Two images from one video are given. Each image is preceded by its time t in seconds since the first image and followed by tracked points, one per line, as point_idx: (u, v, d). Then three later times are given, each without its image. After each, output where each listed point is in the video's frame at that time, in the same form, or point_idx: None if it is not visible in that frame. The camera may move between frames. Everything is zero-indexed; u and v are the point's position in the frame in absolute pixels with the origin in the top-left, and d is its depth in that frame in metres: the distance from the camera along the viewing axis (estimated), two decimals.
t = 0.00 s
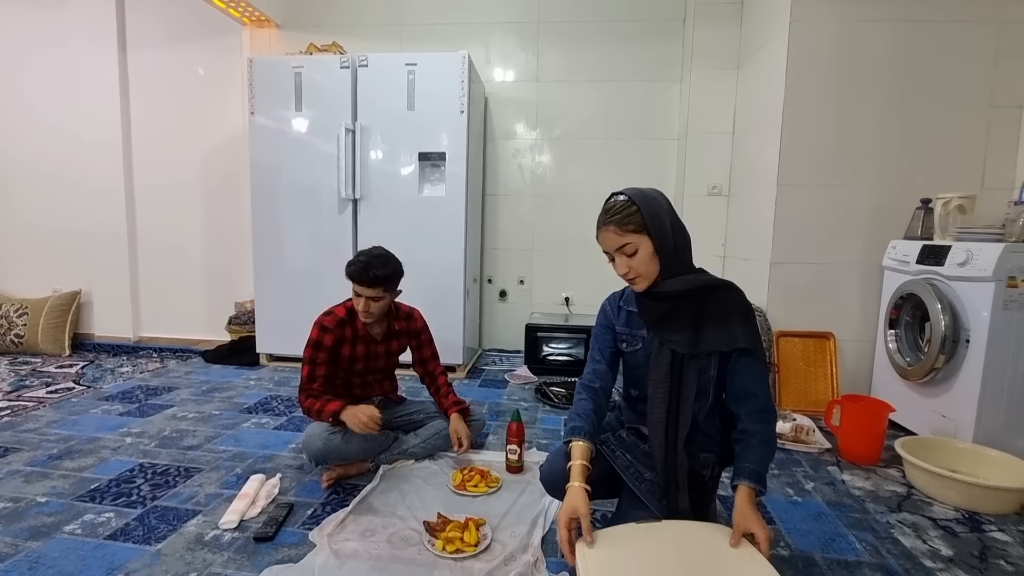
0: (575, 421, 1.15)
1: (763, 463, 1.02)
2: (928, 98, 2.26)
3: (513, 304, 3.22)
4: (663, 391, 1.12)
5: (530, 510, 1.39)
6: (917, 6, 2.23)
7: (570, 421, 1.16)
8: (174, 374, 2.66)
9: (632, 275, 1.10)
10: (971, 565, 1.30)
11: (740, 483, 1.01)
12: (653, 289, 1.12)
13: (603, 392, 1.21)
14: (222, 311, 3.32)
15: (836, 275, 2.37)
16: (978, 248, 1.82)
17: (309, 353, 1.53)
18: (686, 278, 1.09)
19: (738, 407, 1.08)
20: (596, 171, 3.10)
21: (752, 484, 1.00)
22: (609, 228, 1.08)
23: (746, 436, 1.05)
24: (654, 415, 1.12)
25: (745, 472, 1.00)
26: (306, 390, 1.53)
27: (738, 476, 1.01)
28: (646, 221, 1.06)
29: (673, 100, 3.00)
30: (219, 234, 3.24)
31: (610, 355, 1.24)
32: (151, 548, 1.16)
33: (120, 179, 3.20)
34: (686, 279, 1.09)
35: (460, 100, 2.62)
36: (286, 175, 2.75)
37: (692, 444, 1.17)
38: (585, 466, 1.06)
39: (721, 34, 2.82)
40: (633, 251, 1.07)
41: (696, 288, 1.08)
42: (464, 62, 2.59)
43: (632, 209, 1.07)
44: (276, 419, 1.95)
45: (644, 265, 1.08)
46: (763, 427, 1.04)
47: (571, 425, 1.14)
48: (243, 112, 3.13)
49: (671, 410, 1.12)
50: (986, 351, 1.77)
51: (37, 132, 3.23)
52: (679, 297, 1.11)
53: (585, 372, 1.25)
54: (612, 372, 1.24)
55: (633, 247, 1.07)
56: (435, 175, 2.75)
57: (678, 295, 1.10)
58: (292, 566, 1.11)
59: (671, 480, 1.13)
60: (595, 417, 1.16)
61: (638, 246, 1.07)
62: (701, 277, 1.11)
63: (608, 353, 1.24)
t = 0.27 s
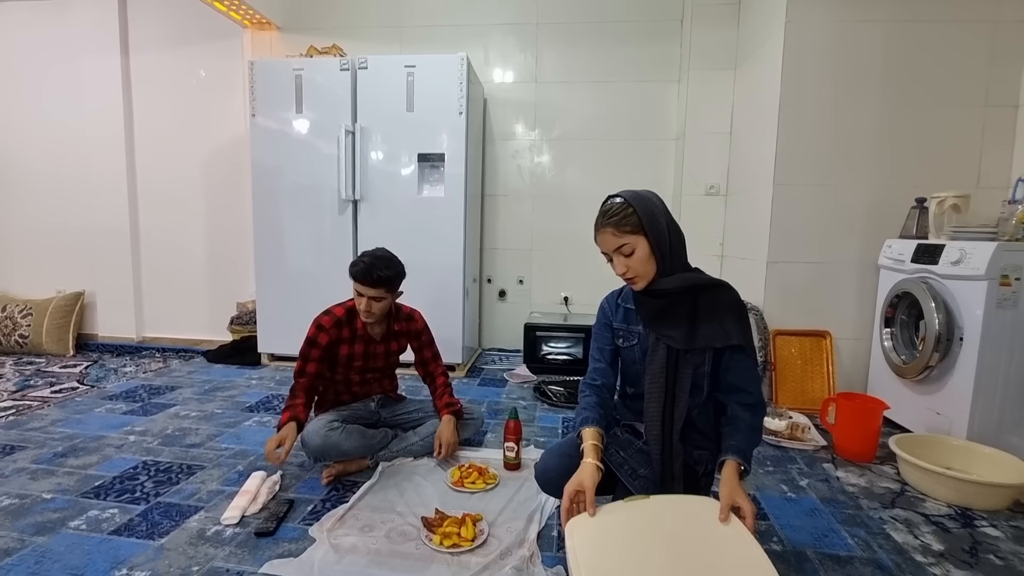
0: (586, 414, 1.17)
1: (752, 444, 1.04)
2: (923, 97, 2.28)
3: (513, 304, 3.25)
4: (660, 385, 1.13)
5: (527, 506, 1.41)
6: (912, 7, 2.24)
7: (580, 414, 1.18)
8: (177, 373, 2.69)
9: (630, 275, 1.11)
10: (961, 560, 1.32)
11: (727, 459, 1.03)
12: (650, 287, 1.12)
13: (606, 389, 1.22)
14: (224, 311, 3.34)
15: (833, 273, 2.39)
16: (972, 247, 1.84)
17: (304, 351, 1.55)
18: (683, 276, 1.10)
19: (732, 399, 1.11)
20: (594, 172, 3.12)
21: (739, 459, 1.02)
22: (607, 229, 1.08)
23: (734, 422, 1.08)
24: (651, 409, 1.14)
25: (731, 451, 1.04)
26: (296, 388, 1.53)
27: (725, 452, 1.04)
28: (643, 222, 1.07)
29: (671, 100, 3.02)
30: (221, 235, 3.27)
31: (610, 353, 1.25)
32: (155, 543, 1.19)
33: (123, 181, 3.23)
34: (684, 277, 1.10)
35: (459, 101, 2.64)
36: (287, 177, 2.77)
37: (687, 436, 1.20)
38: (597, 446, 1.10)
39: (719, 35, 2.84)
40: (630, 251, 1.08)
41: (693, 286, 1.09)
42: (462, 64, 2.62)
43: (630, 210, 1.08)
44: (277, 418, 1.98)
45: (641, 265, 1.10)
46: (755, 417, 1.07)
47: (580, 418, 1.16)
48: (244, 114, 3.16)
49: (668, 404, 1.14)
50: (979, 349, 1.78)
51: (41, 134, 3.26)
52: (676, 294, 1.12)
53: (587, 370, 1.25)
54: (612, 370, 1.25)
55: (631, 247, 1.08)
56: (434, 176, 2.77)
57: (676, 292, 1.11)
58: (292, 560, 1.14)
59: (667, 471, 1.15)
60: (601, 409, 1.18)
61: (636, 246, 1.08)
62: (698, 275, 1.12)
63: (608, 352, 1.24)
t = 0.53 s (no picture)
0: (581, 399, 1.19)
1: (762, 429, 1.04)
2: (920, 95, 2.29)
3: (513, 302, 3.26)
4: (654, 377, 1.14)
5: (524, 501, 1.43)
6: (909, 5, 2.25)
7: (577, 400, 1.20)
8: (179, 372, 2.71)
9: (626, 270, 1.13)
10: (954, 554, 1.33)
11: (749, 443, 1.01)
12: (645, 282, 1.14)
13: (602, 378, 1.24)
14: (226, 311, 3.37)
15: (830, 271, 2.40)
16: (967, 244, 1.85)
17: (305, 348, 1.53)
18: (676, 271, 1.12)
19: (730, 393, 1.12)
20: (594, 171, 3.14)
21: (755, 442, 1.01)
22: (604, 225, 1.10)
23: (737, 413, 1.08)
24: (644, 401, 1.15)
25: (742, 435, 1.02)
26: (298, 384, 1.49)
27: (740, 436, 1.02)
28: (640, 217, 1.09)
29: (670, 99, 3.03)
30: (223, 235, 3.29)
31: (605, 346, 1.27)
32: (157, 536, 1.21)
33: (126, 182, 3.25)
34: (677, 271, 1.12)
35: (459, 101, 2.66)
36: (288, 177, 2.80)
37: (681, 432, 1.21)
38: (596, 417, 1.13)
39: (717, 34, 2.85)
40: (627, 245, 1.10)
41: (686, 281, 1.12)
42: (462, 64, 2.63)
43: (626, 206, 1.09)
44: (278, 415, 2.00)
45: (637, 260, 1.11)
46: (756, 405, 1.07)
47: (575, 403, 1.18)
48: (246, 115, 3.18)
49: (661, 397, 1.15)
50: (975, 345, 1.79)
51: (45, 135, 3.29)
52: (669, 289, 1.14)
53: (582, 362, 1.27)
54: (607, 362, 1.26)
55: (628, 242, 1.10)
56: (433, 176, 2.79)
57: (669, 286, 1.13)
58: (292, 554, 1.16)
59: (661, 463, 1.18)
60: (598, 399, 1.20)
61: (633, 241, 1.10)
62: (690, 270, 1.15)
63: (603, 344, 1.26)
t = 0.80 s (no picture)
0: (575, 405, 1.17)
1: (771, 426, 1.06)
2: (919, 92, 2.29)
3: (514, 300, 3.28)
4: (650, 374, 1.15)
5: (523, 496, 1.44)
6: (908, 3, 2.25)
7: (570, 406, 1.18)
8: (184, 369, 2.74)
9: (625, 268, 1.13)
10: (949, 548, 1.34)
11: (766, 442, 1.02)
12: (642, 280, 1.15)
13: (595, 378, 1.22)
14: (229, 310, 3.40)
15: (830, 269, 2.41)
16: (965, 241, 1.85)
17: (306, 341, 1.56)
18: (673, 269, 1.13)
19: (733, 388, 1.14)
20: (594, 170, 3.15)
21: (773, 441, 1.02)
22: (605, 223, 1.09)
23: (744, 408, 1.10)
24: (641, 397, 1.16)
25: (757, 436, 1.04)
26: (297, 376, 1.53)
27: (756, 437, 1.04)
28: (640, 216, 1.09)
29: (670, 98, 3.04)
30: (226, 234, 3.32)
31: (599, 345, 1.25)
32: (163, 529, 1.23)
33: (130, 182, 3.28)
34: (673, 269, 1.13)
35: (459, 101, 2.68)
36: (290, 177, 2.82)
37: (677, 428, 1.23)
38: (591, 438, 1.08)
39: (717, 32, 2.86)
40: (627, 243, 1.10)
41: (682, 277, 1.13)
42: (462, 64, 2.65)
43: (626, 204, 1.09)
44: (281, 412, 2.02)
45: (636, 258, 1.12)
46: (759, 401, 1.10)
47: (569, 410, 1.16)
48: (248, 116, 3.21)
49: (658, 393, 1.15)
50: (973, 341, 1.80)
51: (51, 136, 3.33)
52: (666, 285, 1.15)
53: (574, 363, 1.25)
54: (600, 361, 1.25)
55: (628, 240, 1.10)
56: (434, 175, 2.81)
57: (666, 284, 1.14)
58: (295, 546, 1.18)
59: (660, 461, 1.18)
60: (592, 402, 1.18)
61: (632, 239, 1.10)
62: (686, 267, 1.16)
63: (597, 342, 1.25)
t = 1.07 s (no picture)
0: (585, 436, 1.07)
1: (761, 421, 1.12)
2: (919, 89, 2.29)
3: (515, 298, 3.30)
4: (653, 377, 1.15)
5: (522, 490, 1.46)
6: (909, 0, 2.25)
7: (579, 437, 1.08)
8: (188, 366, 2.77)
9: (612, 270, 1.12)
10: (946, 543, 1.35)
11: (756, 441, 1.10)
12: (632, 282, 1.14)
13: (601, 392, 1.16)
14: (233, 307, 3.42)
15: (829, 266, 2.41)
16: (964, 238, 1.86)
17: (307, 332, 1.58)
18: (664, 268, 1.14)
19: (722, 376, 1.18)
20: (595, 168, 3.16)
21: (766, 436, 1.09)
22: (589, 225, 1.08)
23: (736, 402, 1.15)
24: (642, 401, 1.16)
25: (754, 429, 1.11)
26: (298, 365, 1.54)
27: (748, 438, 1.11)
28: (623, 216, 1.08)
29: (671, 96, 3.05)
30: (230, 232, 3.34)
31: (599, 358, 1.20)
32: (168, 522, 1.25)
33: (134, 180, 3.31)
34: (665, 268, 1.14)
35: (461, 99, 2.69)
36: (293, 175, 2.84)
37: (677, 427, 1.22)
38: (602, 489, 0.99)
39: (718, 30, 2.86)
40: (613, 245, 1.09)
41: (675, 275, 1.14)
42: (464, 62, 2.66)
43: (609, 205, 1.08)
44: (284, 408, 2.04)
45: (622, 259, 1.11)
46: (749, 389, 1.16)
47: (580, 442, 1.06)
48: (251, 115, 3.23)
49: (661, 394, 1.17)
50: (972, 338, 1.81)
51: (56, 135, 3.35)
52: (660, 286, 1.15)
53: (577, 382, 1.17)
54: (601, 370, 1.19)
55: (614, 241, 1.09)
56: (436, 173, 2.82)
57: (660, 284, 1.14)
58: (297, 539, 1.20)
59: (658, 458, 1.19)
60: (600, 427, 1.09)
61: (617, 240, 1.09)
62: (678, 264, 1.17)
63: (596, 351, 1.20)
